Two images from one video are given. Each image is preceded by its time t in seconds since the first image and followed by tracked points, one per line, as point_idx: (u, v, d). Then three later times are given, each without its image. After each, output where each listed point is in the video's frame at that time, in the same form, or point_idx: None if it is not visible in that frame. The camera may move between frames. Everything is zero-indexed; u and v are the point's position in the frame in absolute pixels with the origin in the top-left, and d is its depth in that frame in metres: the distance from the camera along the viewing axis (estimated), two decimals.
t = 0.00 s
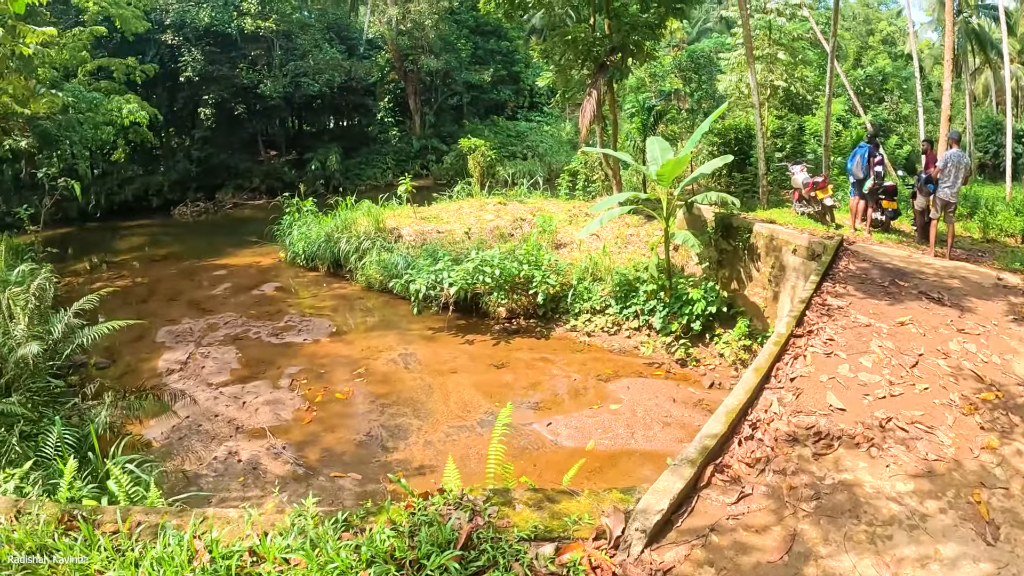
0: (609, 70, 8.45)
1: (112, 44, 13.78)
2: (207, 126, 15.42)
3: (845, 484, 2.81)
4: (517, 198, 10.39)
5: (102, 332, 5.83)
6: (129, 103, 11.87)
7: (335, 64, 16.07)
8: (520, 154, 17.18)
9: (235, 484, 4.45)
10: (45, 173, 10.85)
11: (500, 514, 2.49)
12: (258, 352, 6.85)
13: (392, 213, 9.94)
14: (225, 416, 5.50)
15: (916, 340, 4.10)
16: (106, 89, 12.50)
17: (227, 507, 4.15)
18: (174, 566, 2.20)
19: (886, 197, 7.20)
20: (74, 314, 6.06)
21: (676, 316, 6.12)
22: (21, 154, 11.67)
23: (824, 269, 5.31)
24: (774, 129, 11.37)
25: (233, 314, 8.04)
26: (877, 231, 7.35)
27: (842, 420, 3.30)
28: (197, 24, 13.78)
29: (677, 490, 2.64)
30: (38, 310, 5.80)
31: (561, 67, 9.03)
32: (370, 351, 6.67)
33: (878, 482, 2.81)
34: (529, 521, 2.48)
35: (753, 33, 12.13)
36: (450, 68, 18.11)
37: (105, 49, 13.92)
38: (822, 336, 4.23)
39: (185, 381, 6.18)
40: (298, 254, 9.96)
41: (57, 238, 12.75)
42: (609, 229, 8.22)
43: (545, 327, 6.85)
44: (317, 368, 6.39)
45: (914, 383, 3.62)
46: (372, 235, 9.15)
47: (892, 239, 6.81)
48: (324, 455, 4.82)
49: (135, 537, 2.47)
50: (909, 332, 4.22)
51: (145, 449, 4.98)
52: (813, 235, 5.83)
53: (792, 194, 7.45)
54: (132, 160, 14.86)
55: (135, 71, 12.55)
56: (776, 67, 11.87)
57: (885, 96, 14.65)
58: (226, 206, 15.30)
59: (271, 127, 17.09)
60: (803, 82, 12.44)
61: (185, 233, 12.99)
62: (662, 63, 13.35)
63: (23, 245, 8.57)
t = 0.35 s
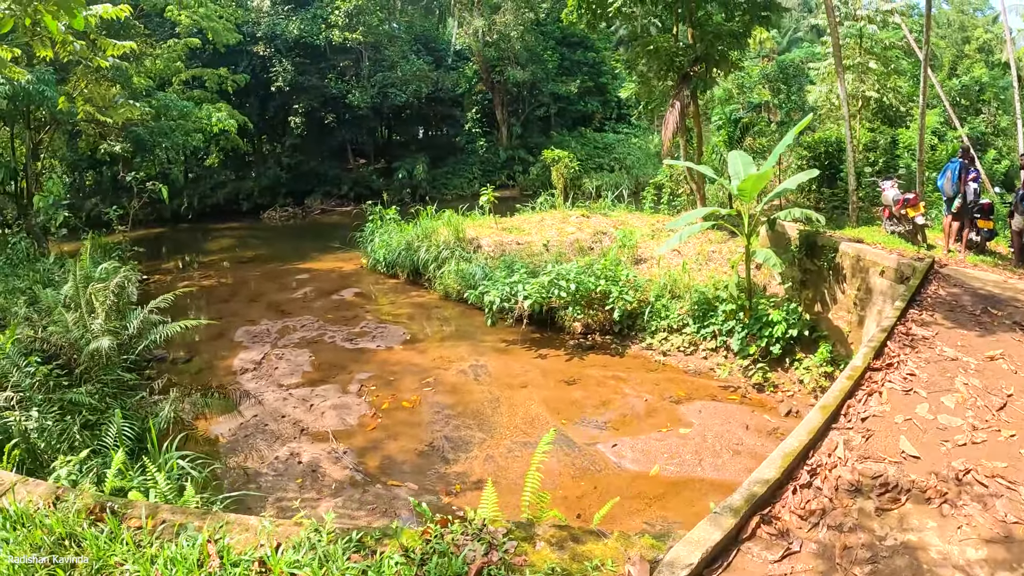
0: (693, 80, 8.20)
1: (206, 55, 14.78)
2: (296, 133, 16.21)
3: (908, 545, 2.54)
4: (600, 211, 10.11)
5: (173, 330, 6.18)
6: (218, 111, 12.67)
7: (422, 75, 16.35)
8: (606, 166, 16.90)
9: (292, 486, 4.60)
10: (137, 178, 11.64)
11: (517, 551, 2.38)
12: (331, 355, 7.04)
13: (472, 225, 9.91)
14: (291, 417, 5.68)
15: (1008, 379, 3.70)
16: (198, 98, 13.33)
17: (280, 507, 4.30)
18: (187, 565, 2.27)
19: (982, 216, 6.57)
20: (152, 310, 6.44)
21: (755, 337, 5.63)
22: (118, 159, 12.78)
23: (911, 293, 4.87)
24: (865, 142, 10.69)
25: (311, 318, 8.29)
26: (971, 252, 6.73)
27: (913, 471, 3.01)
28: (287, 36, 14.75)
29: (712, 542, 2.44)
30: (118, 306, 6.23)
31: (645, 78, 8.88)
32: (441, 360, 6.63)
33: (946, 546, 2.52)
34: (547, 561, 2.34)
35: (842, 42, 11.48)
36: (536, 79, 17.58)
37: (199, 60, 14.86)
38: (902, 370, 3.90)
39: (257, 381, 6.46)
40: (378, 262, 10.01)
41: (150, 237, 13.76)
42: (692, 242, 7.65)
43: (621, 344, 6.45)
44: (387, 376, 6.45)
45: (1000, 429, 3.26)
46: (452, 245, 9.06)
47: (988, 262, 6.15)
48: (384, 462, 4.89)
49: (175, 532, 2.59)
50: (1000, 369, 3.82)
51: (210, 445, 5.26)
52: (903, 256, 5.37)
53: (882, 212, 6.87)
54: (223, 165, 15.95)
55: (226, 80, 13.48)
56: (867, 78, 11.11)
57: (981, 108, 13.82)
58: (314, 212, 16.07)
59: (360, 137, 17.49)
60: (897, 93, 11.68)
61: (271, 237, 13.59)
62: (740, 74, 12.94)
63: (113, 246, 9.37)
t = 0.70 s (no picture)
0: (697, 95, 7.98)
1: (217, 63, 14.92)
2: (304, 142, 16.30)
3: None
4: (604, 225, 9.94)
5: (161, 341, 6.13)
6: (224, 119, 12.69)
7: (431, 86, 16.20)
8: (615, 179, 16.62)
9: (272, 499, 4.50)
10: (136, 186, 11.59)
11: None
12: (323, 367, 6.93)
13: (473, 238, 9.78)
14: (278, 429, 5.57)
15: (1000, 419, 3.52)
16: (206, 105, 13.39)
17: (258, 521, 4.22)
18: None
19: (987, 236, 6.40)
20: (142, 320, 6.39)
21: (751, 359, 5.46)
22: (128, 164, 12.90)
23: (906, 320, 4.68)
24: (873, 159, 10.49)
25: (308, 328, 8.20)
26: (977, 273, 6.54)
27: (882, 523, 2.83)
28: (297, 45, 14.67)
29: None
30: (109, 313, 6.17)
31: (647, 91, 8.77)
32: (433, 376, 6.48)
33: None
34: None
35: (852, 56, 11.32)
36: (545, 91, 17.15)
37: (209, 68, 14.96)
38: (886, 407, 3.72)
39: (249, 392, 6.36)
40: (378, 273, 9.92)
41: (159, 243, 13.90)
42: (691, 259, 7.49)
43: (615, 363, 6.31)
44: (377, 390, 6.31)
45: (985, 477, 3.08)
46: (451, 258, 8.97)
47: (993, 285, 5.97)
48: (366, 478, 4.76)
49: (126, 550, 2.59)
50: (994, 407, 3.63)
51: (195, 454, 5.18)
52: (903, 278, 5.20)
53: (886, 231, 6.70)
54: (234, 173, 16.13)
55: (233, 88, 13.53)
56: (876, 92, 10.98)
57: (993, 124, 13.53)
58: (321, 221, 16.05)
59: (369, 147, 17.74)
60: (906, 108, 11.51)
61: (275, 245, 13.56)
62: (747, 88, 12.74)
63: (112, 253, 9.37)
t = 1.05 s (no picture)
0: (678, 108, 7.90)
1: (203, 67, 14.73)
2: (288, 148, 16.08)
3: None
4: (585, 237, 9.83)
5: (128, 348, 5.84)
6: (204, 125, 12.43)
7: (415, 95, 15.94)
8: (599, 193, 16.51)
9: (232, 513, 4.29)
10: (110, 190, 11.34)
11: None
12: (294, 377, 6.69)
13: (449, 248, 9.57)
14: (243, 441, 5.31)
15: (975, 448, 3.40)
16: (190, 109, 13.16)
17: (216, 534, 4.02)
18: None
19: (968, 254, 6.40)
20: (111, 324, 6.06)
21: (726, 376, 5.33)
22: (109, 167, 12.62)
23: (882, 340, 4.57)
24: (857, 174, 10.44)
25: (281, 337, 7.93)
26: (957, 291, 6.47)
27: (841, 566, 2.66)
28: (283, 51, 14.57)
29: None
30: (76, 317, 5.83)
31: (629, 102, 8.75)
32: (403, 390, 6.28)
33: None
34: None
35: (837, 72, 11.33)
36: (531, 102, 17.10)
37: (195, 72, 14.79)
38: (855, 436, 3.59)
39: (217, 403, 6.07)
40: (356, 282, 9.74)
41: (141, 247, 13.67)
42: (670, 274, 7.34)
43: (589, 378, 6.18)
44: (346, 402, 6.07)
45: (957, 514, 2.93)
46: (427, 268, 8.79)
47: (973, 303, 5.90)
48: (330, 493, 4.53)
49: (56, 573, 2.37)
50: (969, 435, 3.52)
51: (158, 463, 4.92)
52: (882, 297, 5.12)
53: (865, 247, 6.66)
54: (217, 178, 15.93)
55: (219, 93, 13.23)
56: (860, 108, 11.01)
57: (978, 140, 13.56)
58: (303, 228, 15.73)
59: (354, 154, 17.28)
60: (891, 124, 11.52)
61: (254, 252, 13.28)
62: (733, 102, 12.68)
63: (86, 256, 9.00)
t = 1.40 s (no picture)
0: (673, 124, 7.66)
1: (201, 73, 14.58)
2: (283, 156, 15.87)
3: None
4: (576, 254, 9.65)
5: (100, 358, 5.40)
6: (196, 131, 12.21)
7: (410, 106, 15.47)
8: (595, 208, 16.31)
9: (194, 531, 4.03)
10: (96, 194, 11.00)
11: None
12: (274, 394, 6.30)
13: (437, 263, 9.43)
14: (213, 456, 5.05)
15: (969, 498, 3.16)
16: (185, 115, 12.92)
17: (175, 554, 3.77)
18: None
19: (968, 277, 6.14)
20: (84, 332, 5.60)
21: (713, 403, 5.09)
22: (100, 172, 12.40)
23: (876, 372, 4.35)
24: (854, 194, 10.25)
25: (263, 348, 7.67)
26: (955, 315, 6.30)
27: None
28: (281, 59, 14.42)
29: None
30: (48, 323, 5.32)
31: (623, 116, 8.59)
32: (383, 408, 6.04)
33: None
34: None
35: (835, 90, 11.24)
36: (528, 116, 16.63)
37: (193, 77, 14.62)
38: (840, 484, 3.27)
39: (190, 416, 5.78)
40: (342, 294, 9.46)
41: (133, 252, 13.47)
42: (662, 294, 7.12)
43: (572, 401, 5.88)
44: (323, 419, 5.81)
45: None
46: (413, 283, 8.61)
47: (972, 329, 5.71)
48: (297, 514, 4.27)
49: None
50: (963, 483, 3.29)
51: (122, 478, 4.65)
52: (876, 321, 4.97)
53: (863, 269, 6.45)
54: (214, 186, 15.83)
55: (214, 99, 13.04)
56: (859, 127, 10.92)
57: (976, 160, 13.42)
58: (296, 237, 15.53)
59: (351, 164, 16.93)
60: (889, 143, 11.39)
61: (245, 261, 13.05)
62: (732, 117, 12.34)
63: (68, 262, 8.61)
